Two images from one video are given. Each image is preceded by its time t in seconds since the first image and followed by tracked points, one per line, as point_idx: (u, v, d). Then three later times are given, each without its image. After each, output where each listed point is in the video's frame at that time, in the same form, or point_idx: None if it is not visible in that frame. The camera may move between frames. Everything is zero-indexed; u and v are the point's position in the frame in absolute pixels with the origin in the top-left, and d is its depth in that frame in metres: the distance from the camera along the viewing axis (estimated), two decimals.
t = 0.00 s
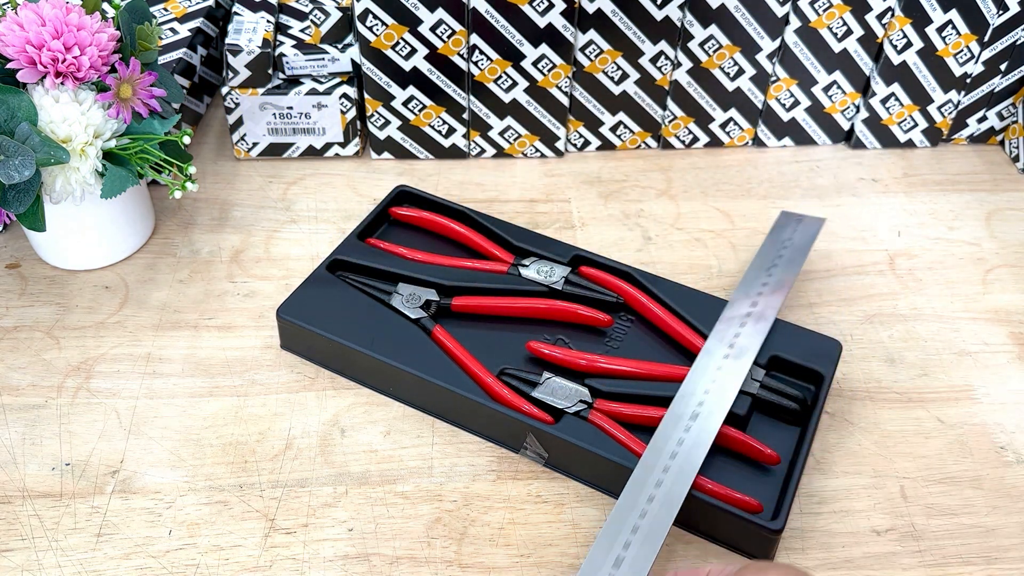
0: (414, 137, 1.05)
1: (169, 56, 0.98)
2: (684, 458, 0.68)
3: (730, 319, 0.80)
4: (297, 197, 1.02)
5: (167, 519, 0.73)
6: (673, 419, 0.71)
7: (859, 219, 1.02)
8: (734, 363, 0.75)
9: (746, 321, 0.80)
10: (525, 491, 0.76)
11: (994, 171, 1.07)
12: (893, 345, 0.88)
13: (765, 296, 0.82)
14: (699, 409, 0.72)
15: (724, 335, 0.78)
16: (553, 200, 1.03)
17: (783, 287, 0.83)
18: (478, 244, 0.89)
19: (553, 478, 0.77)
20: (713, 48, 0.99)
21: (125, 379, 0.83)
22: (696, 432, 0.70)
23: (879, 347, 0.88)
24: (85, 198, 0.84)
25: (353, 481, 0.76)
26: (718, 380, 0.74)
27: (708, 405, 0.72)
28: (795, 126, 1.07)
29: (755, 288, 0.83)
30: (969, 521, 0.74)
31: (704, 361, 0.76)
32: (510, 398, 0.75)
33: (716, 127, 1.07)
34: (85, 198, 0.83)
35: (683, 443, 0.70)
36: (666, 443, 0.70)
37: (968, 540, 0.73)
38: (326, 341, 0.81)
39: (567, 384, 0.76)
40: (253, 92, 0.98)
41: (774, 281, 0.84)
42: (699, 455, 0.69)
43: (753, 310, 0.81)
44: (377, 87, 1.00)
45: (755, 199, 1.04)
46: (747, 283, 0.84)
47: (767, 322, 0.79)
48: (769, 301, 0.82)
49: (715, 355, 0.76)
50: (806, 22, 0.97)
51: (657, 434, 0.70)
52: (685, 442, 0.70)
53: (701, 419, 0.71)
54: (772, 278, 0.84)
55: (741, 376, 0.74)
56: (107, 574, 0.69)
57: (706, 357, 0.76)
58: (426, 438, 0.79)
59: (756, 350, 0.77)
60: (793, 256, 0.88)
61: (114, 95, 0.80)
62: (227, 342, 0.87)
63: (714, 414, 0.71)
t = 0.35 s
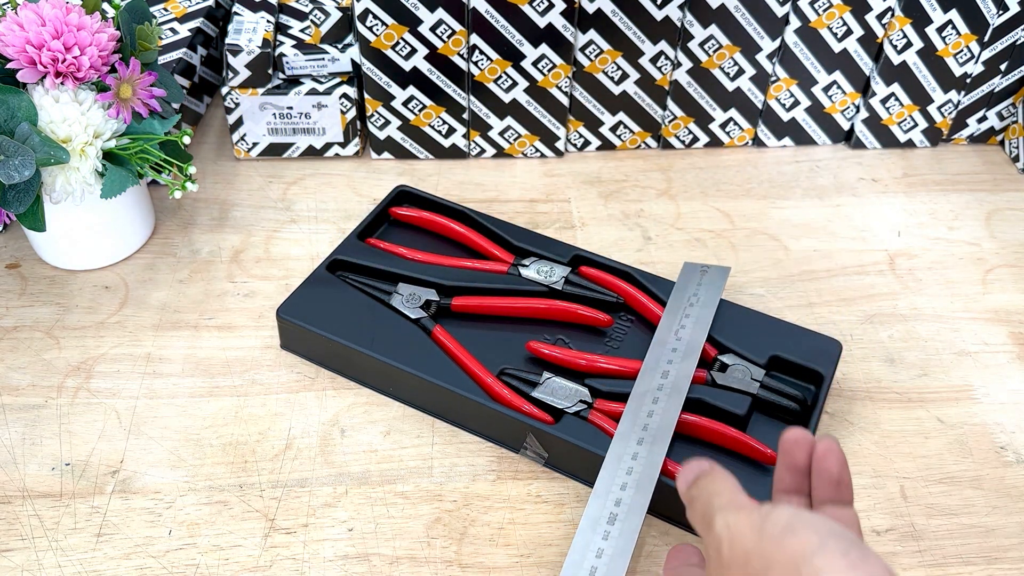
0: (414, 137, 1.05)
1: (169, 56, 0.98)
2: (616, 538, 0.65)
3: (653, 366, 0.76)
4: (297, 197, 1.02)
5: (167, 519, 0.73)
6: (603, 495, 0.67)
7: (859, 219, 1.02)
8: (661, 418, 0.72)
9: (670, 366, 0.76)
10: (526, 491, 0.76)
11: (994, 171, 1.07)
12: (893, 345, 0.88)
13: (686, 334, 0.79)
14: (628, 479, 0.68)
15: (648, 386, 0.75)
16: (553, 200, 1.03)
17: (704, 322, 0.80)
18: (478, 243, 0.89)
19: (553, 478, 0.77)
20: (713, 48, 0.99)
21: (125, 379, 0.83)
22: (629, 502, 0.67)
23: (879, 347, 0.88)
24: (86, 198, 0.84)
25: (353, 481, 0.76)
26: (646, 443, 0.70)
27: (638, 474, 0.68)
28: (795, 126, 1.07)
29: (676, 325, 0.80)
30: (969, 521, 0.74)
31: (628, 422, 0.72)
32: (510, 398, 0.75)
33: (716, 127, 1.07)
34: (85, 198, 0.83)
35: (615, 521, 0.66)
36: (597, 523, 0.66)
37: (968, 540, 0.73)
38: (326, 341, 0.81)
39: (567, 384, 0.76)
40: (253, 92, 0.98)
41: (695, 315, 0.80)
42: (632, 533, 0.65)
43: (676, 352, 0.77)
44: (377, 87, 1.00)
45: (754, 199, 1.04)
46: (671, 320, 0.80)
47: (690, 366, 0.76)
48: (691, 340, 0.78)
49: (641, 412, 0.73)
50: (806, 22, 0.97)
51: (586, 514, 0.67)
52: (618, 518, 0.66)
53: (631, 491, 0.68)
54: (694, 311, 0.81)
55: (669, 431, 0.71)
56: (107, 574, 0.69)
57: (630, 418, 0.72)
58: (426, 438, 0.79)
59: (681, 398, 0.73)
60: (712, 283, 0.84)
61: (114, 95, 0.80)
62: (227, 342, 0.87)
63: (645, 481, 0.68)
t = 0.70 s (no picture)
0: (414, 137, 1.05)
1: (169, 57, 0.98)
2: None
3: (658, 389, 0.74)
4: (297, 197, 1.02)
5: (167, 519, 0.73)
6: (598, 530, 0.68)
7: (859, 219, 1.02)
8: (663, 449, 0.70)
9: (676, 391, 0.74)
10: (526, 491, 0.76)
11: (994, 171, 1.07)
12: (893, 345, 0.88)
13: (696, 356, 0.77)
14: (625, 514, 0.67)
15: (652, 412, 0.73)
16: (553, 200, 1.03)
17: (713, 343, 0.78)
18: (478, 242, 0.89)
19: (553, 478, 0.77)
20: (713, 48, 0.99)
21: (125, 379, 0.83)
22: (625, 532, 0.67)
23: (879, 347, 0.88)
24: (86, 197, 0.84)
25: (353, 481, 0.76)
26: (646, 475, 0.69)
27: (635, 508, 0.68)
28: (795, 126, 1.07)
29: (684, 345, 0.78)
30: (969, 521, 0.74)
31: (629, 451, 0.71)
32: (510, 398, 0.75)
33: (716, 127, 1.07)
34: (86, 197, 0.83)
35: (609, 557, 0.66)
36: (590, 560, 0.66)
37: (968, 540, 0.73)
38: (326, 341, 0.81)
39: (567, 384, 0.76)
40: (253, 92, 0.98)
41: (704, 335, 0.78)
42: (625, 570, 0.65)
43: (682, 375, 0.75)
44: (377, 87, 1.00)
45: (755, 199, 1.04)
46: (679, 338, 0.78)
47: (697, 391, 0.74)
48: (700, 363, 0.76)
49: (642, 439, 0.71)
50: (806, 22, 0.97)
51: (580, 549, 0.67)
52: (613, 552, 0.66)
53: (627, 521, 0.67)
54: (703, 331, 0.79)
55: (671, 463, 0.69)
56: (107, 574, 0.69)
57: (631, 446, 0.71)
58: (426, 438, 0.79)
59: (686, 429, 0.71)
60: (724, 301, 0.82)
61: (114, 95, 0.80)
62: (227, 342, 0.87)
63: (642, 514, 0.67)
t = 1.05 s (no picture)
0: (414, 137, 1.05)
1: (169, 57, 0.98)
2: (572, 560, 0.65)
3: (641, 384, 0.74)
4: (297, 197, 1.02)
5: (167, 519, 0.73)
6: (565, 513, 0.67)
7: (859, 219, 1.02)
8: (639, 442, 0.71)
9: (658, 386, 0.74)
10: (526, 491, 0.76)
11: (994, 171, 1.07)
12: (893, 345, 0.88)
13: (682, 354, 0.77)
14: (594, 501, 0.68)
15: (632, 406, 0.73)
16: (553, 200, 1.03)
17: (704, 343, 0.77)
18: (478, 242, 0.89)
19: (553, 477, 0.77)
20: (713, 48, 0.99)
21: (125, 379, 0.83)
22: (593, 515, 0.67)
23: (879, 347, 0.88)
24: (86, 197, 0.84)
25: (353, 481, 0.76)
26: (617, 467, 0.70)
27: (604, 496, 0.68)
28: (795, 126, 1.07)
29: (672, 342, 0.78)
30: (969, 521, 0.74)
31: (604, 441, 0.71)
32: (510, 398, 0.75)
33: (716, 127, 1.07)
34: (86, 197, 0.83)
35: (570, 545, 0.66)
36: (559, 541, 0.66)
37: (968, 540, 0.73)
38: (326, 341, 0.81)
39: (567, 384, 0.76)
40: (253, 92, 0.98)
41: (694, 334, 0.78)
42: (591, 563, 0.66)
43: (668, 372, 0.75)
44: (376, 87, 1.00)
45: (754, 199, 1.04)
46: (668, 335, 0.78)
47: (681, 389, 0.74)
48: (687, 362, 0.76)
49: (619, 431, 0.72)
50: (806, 22, 0.97)
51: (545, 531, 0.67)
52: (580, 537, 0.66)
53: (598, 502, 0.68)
54: (695, 329, 0.79)
55: (643, 458, 0.70)
56: (107, 574, 0.69)
57: (607, 436, 0.71)
58: (426, 438, 0.79)
59: (663, 425, 0.72)
60: (720, 302, 0.81)
61: (114, 95, 0.80)
62: (227, 342, 0.87)
63: (612, 500, 0.68)
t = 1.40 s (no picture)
0: (414, 137, 1.05)
1: (169, 57, 0.98)
2: None
3: (632, 406, 0.74)
4: (297, 197, 1.02)
5: (166, 519, 0.73)
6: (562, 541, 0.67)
7: (859, 219, 1.02)
8: (633, 465, 0.71)
9: (649, 408, 0.74)
10: (526, 491, 0.76)
11: (994, 171, 1.07)
12: (893, 345, 0.88)
13: (671, 375, 0.77)
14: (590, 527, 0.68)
15: (624, 427, 0.73)
16: (553, 200, 1.03)
17: (692, 364, 0.77)
18: (478, 242, 0.89)
19: (553, 478, 0.77)
20: (713, 48, 0.99)
21: (125, 379, 0.83)
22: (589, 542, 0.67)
23: (879, 347, 0.88)
24: (86, 197, 0.84)
25: (353, 481, 0.76)
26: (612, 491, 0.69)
27: (600, 522, 0.68)
28: (795, 126, 1.07)
29: (661, 363, 0.78)
30: (969, 521, 0.74)
31: (598, 464, 0.71)
32: (510, 398, 0.75)
33: (716, 127, 1.07)
34: (85, 197, 0.83)
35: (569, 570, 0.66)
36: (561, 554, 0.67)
37: (969, 540, 0.73)
38: (326, 341, 0.81)
39: (567, 384, 0.76)
40: (253, 92, 0.98)
41: (683, 355, 0.78)
42: None
43: (658, 393, 0.75)
44: (377, 87, 1.00)
45: (754, 199, 1.04)
46: (657, 356, 0.78)
47: (671, 412, 0.74)
48: (676, 383, 0.76)
49: (612, 454, 0.71)
50: (806, 22, 0.97)
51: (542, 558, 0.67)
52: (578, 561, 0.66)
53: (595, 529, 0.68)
54: (683, 350, 0.79)
55: (638, 482, 0.70)
56: (107, 574, 0.69)
57: (601, 459, 0.71)
58: (426, 438, 0.79)
59: (656, 447, 0.71)
60: (705, 322, 0.82)
61: (114, 95, 0.80)
62: (227, 342, 0.87)
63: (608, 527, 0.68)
